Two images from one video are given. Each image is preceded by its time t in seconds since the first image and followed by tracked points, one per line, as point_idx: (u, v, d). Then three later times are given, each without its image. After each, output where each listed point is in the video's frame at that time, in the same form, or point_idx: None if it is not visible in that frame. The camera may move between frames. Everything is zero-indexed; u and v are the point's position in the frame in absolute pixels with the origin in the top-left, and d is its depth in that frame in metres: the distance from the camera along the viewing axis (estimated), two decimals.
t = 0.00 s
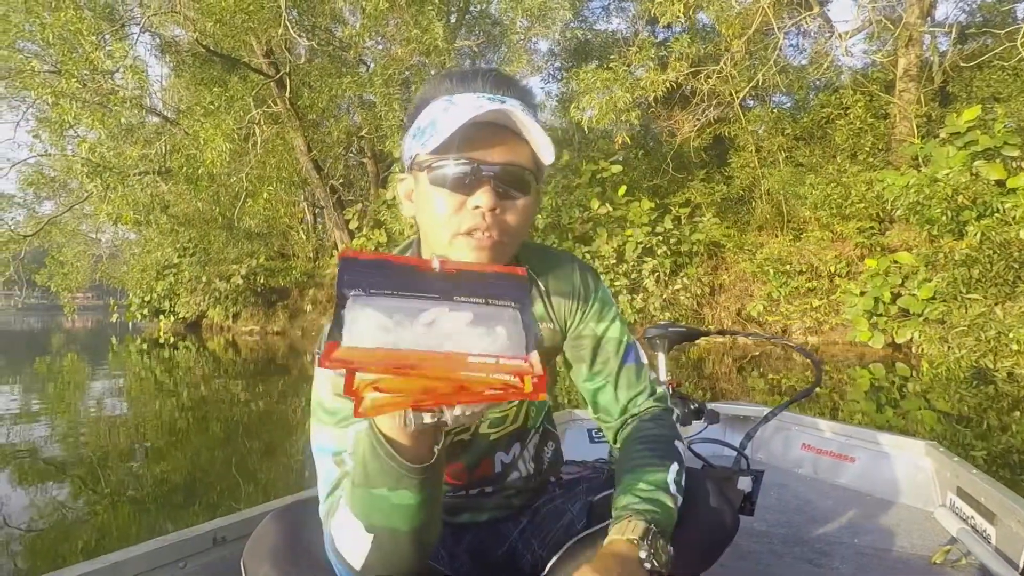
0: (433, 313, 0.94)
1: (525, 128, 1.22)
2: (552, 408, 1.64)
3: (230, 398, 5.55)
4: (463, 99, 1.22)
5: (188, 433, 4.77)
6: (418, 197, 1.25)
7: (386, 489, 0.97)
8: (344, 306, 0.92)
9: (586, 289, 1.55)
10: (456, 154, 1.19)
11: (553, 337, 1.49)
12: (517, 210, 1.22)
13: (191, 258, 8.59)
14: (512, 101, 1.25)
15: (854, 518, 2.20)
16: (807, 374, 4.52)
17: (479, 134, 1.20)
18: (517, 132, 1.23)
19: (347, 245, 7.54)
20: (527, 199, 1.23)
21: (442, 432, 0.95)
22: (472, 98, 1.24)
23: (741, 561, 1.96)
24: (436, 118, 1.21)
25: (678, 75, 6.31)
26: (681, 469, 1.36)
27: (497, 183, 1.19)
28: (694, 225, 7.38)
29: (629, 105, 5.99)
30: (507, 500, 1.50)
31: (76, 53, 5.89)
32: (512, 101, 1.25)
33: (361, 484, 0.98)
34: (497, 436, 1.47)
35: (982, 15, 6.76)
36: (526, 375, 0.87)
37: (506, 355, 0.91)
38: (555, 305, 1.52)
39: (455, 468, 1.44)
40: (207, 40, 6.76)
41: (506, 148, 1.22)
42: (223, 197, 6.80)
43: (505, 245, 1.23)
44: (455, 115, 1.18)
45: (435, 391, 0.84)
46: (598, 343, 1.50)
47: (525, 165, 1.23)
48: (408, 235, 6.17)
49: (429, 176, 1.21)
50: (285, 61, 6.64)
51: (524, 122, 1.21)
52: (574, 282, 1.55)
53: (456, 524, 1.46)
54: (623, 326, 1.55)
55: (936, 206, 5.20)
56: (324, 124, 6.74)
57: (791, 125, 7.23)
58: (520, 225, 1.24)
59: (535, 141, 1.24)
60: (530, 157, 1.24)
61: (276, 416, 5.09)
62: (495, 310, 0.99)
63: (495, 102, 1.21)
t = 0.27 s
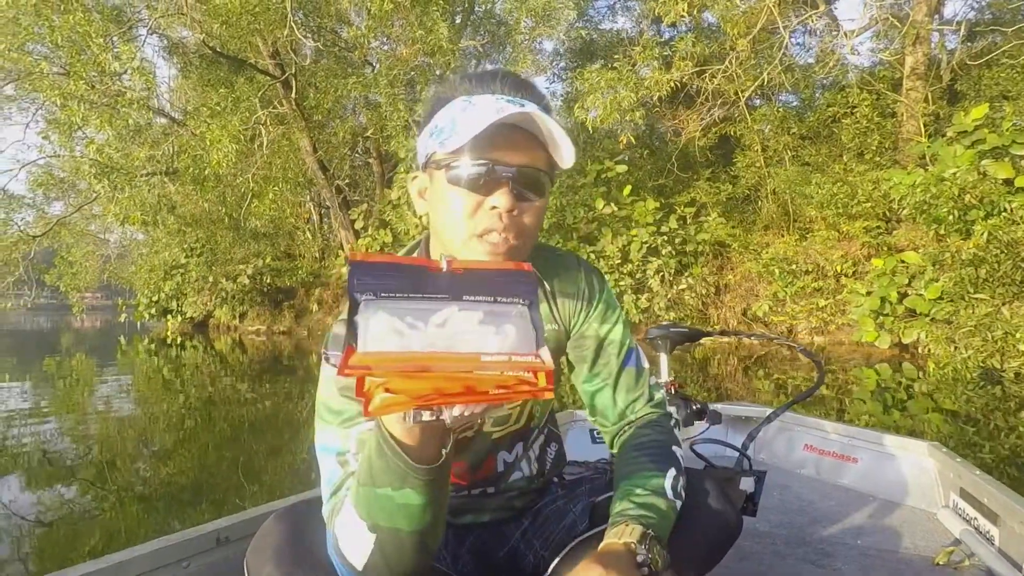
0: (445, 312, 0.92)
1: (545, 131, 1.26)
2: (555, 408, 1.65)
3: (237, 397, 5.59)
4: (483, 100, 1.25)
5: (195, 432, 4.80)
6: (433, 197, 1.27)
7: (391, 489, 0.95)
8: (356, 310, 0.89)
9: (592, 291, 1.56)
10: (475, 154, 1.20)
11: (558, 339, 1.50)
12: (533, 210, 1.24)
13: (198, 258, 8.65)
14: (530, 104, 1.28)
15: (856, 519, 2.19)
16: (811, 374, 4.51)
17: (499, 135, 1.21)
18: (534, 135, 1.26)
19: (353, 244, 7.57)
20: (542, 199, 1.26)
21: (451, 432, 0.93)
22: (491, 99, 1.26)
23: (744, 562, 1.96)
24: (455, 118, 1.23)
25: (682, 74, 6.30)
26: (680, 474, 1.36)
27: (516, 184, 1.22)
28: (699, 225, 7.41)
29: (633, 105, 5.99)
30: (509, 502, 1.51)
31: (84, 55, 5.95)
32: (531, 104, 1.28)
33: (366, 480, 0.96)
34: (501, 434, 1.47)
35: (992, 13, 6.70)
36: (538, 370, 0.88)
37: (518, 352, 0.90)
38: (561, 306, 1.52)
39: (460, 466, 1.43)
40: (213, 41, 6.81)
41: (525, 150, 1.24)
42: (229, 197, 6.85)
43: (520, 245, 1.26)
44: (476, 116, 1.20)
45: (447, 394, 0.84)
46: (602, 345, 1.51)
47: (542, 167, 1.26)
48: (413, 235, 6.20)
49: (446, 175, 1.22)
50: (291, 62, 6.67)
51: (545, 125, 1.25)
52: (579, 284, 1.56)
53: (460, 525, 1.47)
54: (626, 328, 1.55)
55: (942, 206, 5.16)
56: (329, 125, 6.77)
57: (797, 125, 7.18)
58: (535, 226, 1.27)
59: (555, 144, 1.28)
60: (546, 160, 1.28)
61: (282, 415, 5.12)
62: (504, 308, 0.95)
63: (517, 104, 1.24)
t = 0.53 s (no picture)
0: (458, 305, 0.92)
1: (555, 137, 1.24)
2: (558, 408, 1.63)
3: (243, 397, 5.62)
4: (493, 101, 1.23)
5: (201, 431, 4.83)
6: (439, 198, 1.26)
7: (402, 494, 0.93)
8: (372, 302, 0.90)
9: (595, 290, 1.57)
10: (484, 159, 1.19)
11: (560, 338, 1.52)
12: (540, 215, 1.24)
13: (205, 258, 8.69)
14: (541, 107, 1.26)
15: (858, 520, 2.18)
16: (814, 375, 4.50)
17: (510, 141, 1.19)
18: (546, 141, 1.24)
19: (358, 245, 7.59)
20: (549, 204, 1.26)
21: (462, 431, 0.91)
22: (500, 101, 1.24)
23: (746, 563, 1.94)
24: (463, 119, 1.21)
25: (686, 74, 6.28)
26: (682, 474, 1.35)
27: (524, 191, 1.21)
28: (704, 225, 7.40)
29: (637, 105, 5.99)
30: (510, 503, 1.50)
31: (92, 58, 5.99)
32: (542, 108, 1.26)
33: (376, 484, 0.95)
34: (503, 434, 1.47)
35: (1001, 11, 6.66)
36: (552, 360, 0.87)
37: (532, 343, 0.90)
38: (564, 306, 1.54)
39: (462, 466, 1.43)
40: (220, 43, 6.85)
41: (534, 155, 1.22)
42: (235, 197, 6.89)
43: (525, 251, 1.25)
44: (487, 121, 1.18)
45: (459, 387, 0.83)
46: (605, 344, 1.51)
47: (551, 172, 1.25)
48: (418, 235, 6.21)
49: (453, 179, 1.21)
50: (296, 63, 6.69)
51: (556, 133, 1.23)
52: (583, 283, 1.58)
53: (461, 526, 1.47)
54: (630, 328, 1.56)
55: (950, 206, 5.10)
56: (335, 125, 6.80)
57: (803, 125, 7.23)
58: (540, 230, 1.26)
59: (564, 150, 1.26)
60: (555, 165, 1.26)
61: (287, 415, 5.13)
62: (516, 302, 0.95)
63: (526, 107, 1.22)
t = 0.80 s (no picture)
0: (470, 355, 0.94)
1: (550, 143, 1.21)
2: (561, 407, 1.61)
3: (250, 396, 5.65)
4: (488, 107, 1.22)
5: (207, 430, 4.86)
6: (437, 206, 1.25)
7: (408, 531, 0.91)
8: (378, 355, 0.91)
9: (598, 290, 1.56)
10: (478, 168, 1.18)
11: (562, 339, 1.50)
12: (538, 223, 1.22)
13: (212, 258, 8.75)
14: (537, 110, 1.25)
15: (860, 520, 2.17)
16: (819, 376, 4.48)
17: (505, 150, 1.18)
18: (542, 148, 1.22)
19: (363, 245, 7.62)
20: (548, 211, 1.24)
21: (473, 482, 0.88)
22: (496, 106, 1.23)
23: (748, 563, 1.94)
24: (458, 126, 1.21)
25: (691, 73, 6.27)
26: (684, 475, 1.34)
27: (520, 199, 1.19)
28: (709, 225, 7.39)
29: (641, 104, 5.97)
30: (512, 503, 1.50)
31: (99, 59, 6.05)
32: (538, 112, 1.24)
33: (381, 520, 0.93)
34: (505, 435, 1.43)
35: (1009, 8, 6.61)
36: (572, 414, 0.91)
37: (551, 396, 0.93)
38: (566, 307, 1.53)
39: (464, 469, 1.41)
40: (226, 44, 6.90)
41: (530, 162, 1.21)
42: (241, 197, 6.93)
43: (523, 260, 1.24)
44: (480, 129, 1.17)
45: (476, 443, 0.83)
46: (607, 345, 1.50)
47: (548, 179, 1.23)
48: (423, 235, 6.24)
49: (448, 187, 1.20)
50: (303, 64, 6.73)
51: (551, 140, 1.21)
52: (586, 284, 1.56)
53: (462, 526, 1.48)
54: (633, 328, 1.55)
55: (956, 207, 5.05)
56: (340, 126, 6.83)
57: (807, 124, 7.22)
58: (539, 238, 1.24)
59: (561, 158, 1.24)
60: (553, 172, 1.25)
61: (293, 414, 5.16)
62: (532, 347, 1.00)
63: (521, 113, 1.22)
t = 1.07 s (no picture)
0: (469, 356, 0.95)
1: (545, 135, 1.22)
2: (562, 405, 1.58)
3: (255, 396, 5.67)
4: (483, 104, 1.23)
5: (214, 429, 4.88)
6: (435, 203, 1.26)
7: (406, 528, 0.88)
8: (377, 353, 0.93)
9: (599, 288, 1.56)
10: (475, 163, 1.18)
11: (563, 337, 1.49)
12: (537, 216, 1.22)
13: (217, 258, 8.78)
14: (533, 105, 1.26)
15: (862, 520, 2.15)
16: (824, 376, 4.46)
17: (501, 143, 1.19)
18: (538, 142, 1.23)
19: (368, 245, 7.64)
20: (546, 205, 1.24)
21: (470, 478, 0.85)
22: (492, 101, 1.24)
23: (749, 562, 1.93)
24: (454, 123, 1.22)
25: (695, 73, 6.25)
26: (686, 475, 1.33)
27: (518, 193, 1.19)
28: (714, 225, 7.37)
29: (645, 104, 5.96)
30: (513, 502, 1.48)
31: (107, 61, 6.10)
32: (534, 106, 1.25)
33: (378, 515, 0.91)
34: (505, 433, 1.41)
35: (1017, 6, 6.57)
36: (571, 414, 0.89)
37: (550, 396, 0.92)
38: (568, 305, 1.53)
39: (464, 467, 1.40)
40: (232, 45, 6.94)
41: (527, 156, 1.21)
42: (247, 198, 6.97)
43: (523, 253, 1.24)
44: (477, 124, 1.18)
45: (474, 442, 0.82)
46: (608, 344, 1.50)
47: (546, 172, 1.24)
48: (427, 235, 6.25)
49: (446, 182, 1.20)
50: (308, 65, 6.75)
51: (547, 133, 1.22)
52: (587, 282, 1.56)
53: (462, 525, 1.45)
54: (634, 327, 1.54)
55: (963, 205, 4.95)
56: (346, 126, 6.85)
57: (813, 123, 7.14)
58: (539, 232, 1.24)
59: (558, 150, 1.25)
60: (550, 165, 1.25)
61: (298, 414, 5.18)
62: (533, 345, 1.00)
63: (517, 107, 1.22)
